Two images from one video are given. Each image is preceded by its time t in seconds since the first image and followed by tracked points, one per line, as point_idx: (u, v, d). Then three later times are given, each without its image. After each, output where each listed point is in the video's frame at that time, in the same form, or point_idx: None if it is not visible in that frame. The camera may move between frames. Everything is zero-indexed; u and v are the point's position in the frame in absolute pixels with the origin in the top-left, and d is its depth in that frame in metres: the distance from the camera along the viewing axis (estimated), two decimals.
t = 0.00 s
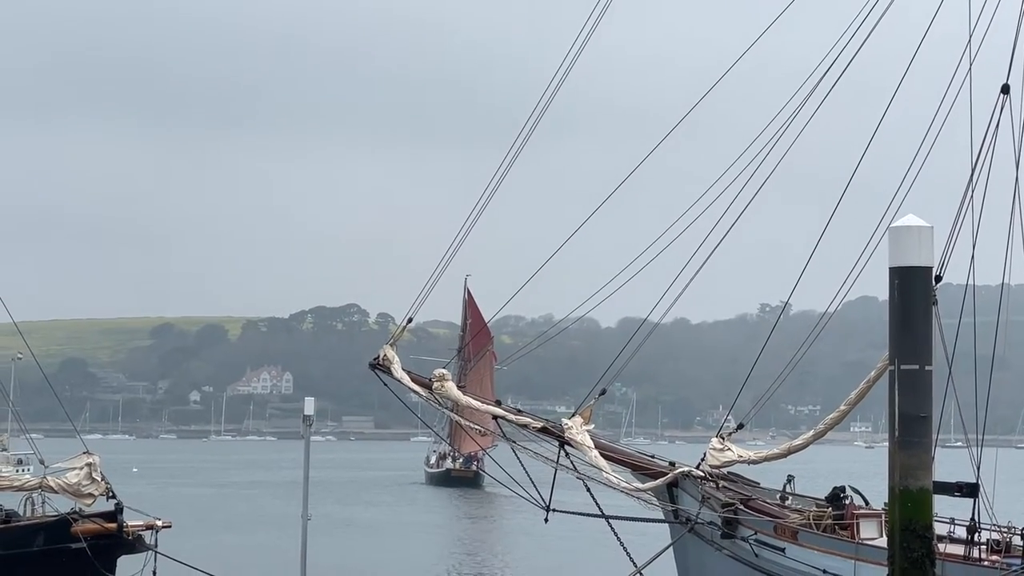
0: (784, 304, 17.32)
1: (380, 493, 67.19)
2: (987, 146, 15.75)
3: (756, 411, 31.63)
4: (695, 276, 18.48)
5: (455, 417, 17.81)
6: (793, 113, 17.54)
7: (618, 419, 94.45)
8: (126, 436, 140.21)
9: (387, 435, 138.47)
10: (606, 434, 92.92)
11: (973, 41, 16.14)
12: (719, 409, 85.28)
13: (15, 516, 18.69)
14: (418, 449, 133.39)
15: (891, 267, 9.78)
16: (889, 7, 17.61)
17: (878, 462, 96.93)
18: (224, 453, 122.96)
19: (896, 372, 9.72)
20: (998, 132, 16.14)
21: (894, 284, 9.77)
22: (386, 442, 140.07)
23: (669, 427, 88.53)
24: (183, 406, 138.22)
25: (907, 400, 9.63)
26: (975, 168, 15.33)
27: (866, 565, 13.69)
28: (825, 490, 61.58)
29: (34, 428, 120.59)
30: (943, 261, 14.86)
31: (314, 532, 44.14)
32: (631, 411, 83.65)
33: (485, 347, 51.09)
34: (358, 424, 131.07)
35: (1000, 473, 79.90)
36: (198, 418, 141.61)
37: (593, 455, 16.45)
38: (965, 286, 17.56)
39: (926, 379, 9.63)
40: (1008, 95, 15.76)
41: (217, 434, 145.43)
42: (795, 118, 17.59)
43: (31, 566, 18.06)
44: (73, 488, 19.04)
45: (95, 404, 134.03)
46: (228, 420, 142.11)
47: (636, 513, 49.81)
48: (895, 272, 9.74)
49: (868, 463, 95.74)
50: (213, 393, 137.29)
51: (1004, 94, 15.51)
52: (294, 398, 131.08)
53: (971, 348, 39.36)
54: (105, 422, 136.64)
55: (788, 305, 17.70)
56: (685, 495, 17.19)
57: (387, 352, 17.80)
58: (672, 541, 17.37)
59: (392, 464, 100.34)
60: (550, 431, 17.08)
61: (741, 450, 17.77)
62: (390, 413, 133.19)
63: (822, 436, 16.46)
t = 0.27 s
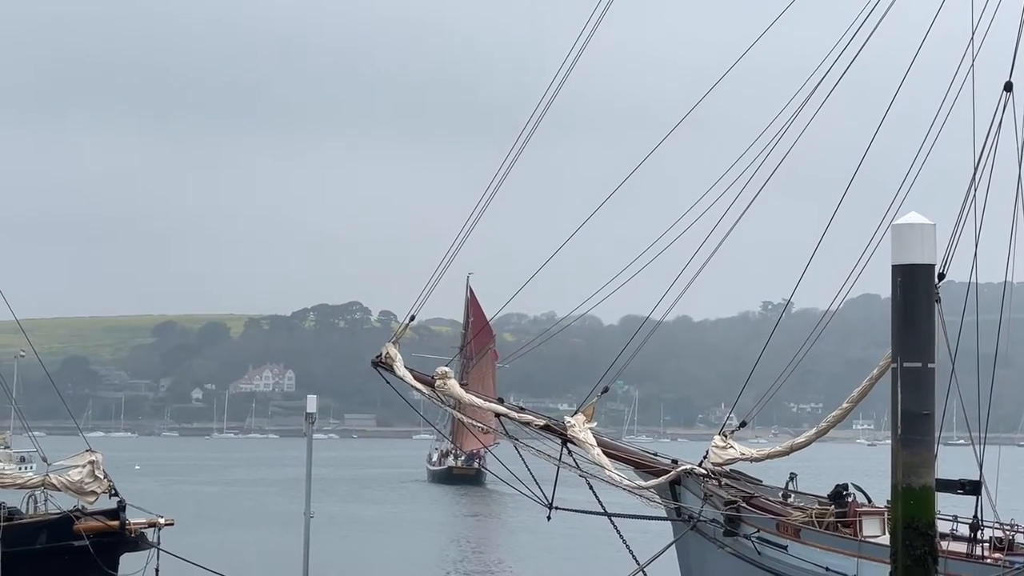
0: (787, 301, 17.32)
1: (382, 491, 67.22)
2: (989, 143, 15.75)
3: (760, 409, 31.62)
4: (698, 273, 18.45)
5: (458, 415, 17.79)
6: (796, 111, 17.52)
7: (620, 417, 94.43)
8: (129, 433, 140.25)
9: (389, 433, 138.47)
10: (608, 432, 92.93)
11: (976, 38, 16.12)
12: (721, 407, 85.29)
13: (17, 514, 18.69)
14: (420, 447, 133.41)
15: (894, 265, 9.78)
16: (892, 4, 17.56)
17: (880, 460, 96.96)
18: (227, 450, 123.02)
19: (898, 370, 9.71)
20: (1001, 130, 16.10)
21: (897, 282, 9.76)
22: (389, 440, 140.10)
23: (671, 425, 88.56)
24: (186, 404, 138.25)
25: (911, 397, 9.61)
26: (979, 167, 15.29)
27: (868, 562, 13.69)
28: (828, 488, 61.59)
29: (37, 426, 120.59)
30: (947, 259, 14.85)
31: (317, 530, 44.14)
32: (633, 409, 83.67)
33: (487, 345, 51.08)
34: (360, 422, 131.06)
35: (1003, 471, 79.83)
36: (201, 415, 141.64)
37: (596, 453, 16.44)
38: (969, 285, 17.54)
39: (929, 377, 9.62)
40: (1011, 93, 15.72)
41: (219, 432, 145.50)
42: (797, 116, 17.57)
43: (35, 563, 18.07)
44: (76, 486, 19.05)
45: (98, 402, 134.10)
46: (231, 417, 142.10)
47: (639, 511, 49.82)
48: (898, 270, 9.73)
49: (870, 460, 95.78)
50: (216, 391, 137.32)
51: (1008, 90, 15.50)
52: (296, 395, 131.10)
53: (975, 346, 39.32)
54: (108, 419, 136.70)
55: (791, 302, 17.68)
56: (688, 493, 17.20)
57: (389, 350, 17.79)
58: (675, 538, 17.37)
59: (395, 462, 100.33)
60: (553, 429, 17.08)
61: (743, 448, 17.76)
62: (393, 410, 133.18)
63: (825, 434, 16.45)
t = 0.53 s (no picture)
0: (790, 299, 17.26)
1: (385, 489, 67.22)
2: (993, 142, 15.70)
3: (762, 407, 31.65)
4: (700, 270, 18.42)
5: (460, 413, 17.78)
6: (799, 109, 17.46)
7: (622, 414, 94.43)
8: (131, 431, 140.26)
9: (391, 431, 138.47)
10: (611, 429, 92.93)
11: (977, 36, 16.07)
12: (723, 404, 85.33)
13: (19, 511, 18.70)
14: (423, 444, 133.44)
15: (896, 263, 9.76)
16: None
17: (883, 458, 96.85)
18: (229, 447, 123.08)
19: (901, 368, 9.70)
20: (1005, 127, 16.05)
21: (899, 281, 9.75)
22: (391, 437, 140.10)
23: (673, 423, 88.58)
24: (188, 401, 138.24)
25: (913, 395, 9.61)
26: (983, 165, 15.23)
27: (871, 561, 13.67)
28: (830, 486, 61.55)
29: (39, 423, 120.62)
30: (949, 257, 14.84)
31: (319, 527, 44.16)
32: (635, 406, 83.68)
33: (489, 343, 51.01)
34: (362, 419, 131.06)
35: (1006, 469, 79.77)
36: (203, 413, 141.64)
37: (598, 450, 16.44)
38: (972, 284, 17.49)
39: (931, 374, 9.62)
40: (1014, 90, 15.67)
41: (222, 429, 145.56)
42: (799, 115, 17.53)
43: (37, 561, 18.08)
44: (78, 484, 19.05)
45: (100, 399, 134.13)
46: (233, 415, 142.07)
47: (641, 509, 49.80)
48: (901, 268, 9.71)
49: (873, 458, 95.74)
50: (218, 389, 137.33)
51: (1010, 88, 15.45)
52: (298, 393, 131.11)
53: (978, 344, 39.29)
54: (110, 417, 136.71)
55: (794, 301, 17.64)
56: (691, 491, 17.18)
57: (392, 348, 17.78)
58: (677, 536, 17.37)
59: (398, 459, 100.34)
60: (555, 427, 17.08)
61: (747, 446, 17.73)
62: (395, 408, 133.17)
63: (828, 432, 16.41)
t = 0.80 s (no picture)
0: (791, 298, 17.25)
1: (387, 487, 67.22)
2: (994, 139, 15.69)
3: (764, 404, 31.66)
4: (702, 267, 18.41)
5: (462, 411, 17.78)
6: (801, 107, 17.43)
7: (625, 412, 94.42)
8: (133, 429, 140.29)
9: (393, 429, 138.49)
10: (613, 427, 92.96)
11: (980, 33, 16.05)
12: (725, 402, 85.35)
13: (22, 510, 18.71)
14: (424, 442, 133.54)
15: (898, 261, 9.74)
16: None
17: (885, 455, 96.83)
18: (231, 446, 123.16)
19: (902, 366, 9.69)
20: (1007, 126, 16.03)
21: (901, 279, 9.74)
22: (393, 435, 140.20)
23: (676, 420, 88.58)
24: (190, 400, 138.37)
25: (915, 392, 9.59)
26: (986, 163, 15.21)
27: (874, 558, 13.66)
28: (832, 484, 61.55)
29: (41, 422, 120.65)
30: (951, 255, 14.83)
31: (321, 526, 44.18)
32: (637, 404, 83.70)
33: (490, 341, 50.89)
34: (364, 417, 131.06)
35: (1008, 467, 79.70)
36: (205, 411, 141.65)
37: (600, 448, 16.43)
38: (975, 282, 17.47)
39: (934, 372, 9.61)
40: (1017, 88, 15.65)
41: (224, 427, 145.70)
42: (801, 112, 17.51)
43: (39, 559, 18.10)
44: (80, 482, 19.06)
45: (102, 398, 134.16)
46: (235, 413, 142.10)
47: (644, 507, 49.81)
48: (902, 266, 9.70)
49: (875, 456, 95.75)
50: (220, 387, 137.34)
51: (1012, 86, 15.44)
52: (300, 391, 131.11)
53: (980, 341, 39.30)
54: (112, 415, 136.74)
55: (796, 299, 17.62)
56: (693, 489, 17.18)
57: (394, 346, 17.79)
58: (680, 534, 17.36)
59: (400, 457, 100.40)
60: (556, 425, 17.07)
61: (749, 444, 17.73)
62: (396, 406, 133.16)
63: (830, 430, 16.40)
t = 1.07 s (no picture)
0: (794, 296, 17.24)
1: (389, 485, 67.23)
2: (996, 139, 15.69)
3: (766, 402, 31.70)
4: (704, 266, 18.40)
5: (463, 410, 17.77)
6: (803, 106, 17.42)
7: (627, 411, 94.43)
8: (135, 428, 140.38)
9: (395, 428, 138.55)
10: (615, 426, 92.99)
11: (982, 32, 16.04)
12: (727, 401, 85.33)
13: (24, 508, 18.72)
14: (426, 441, 133.57)
15: (900, 259, 9.73)
16: None
17: (887, 454, 96.80)
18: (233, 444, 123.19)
19: (905, 364, 9.67)
20: (1008, 123, 16.00)
21: (903, 276, 9.71)
22: (394, 434, 140.23)
23: (678, 419, 88.54)
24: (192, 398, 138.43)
25: (917, 389, 9.58)
26: (987, 159, 15.19)
27: (875, 557, 13.66)
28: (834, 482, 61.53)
29: (43, 420, 120.76)
30: (953, 254, 14.81)
31: (324, 524, 44.22)
32: (640, 402, 83.70)
33: (491, 340, 50.83)
34: (365, 416, 131.11)
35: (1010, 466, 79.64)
36: (207, 410, 141.77)
37: (602, 447, 16.43)
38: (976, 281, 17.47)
39: (936, 371, 9.60)
40: (1018, 87, 15.63)
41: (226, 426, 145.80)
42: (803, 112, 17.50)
43: (41, 558, 18.11)
44: (82, 481, 19.06)
45: (104, 397, 134.23)
46: (237, 412, 142.19)
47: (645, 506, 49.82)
48: (904, 264, 9.68)
49: (877, 454, 95.72)
50: (222, 385, 137.44)
51: (1014, 84, 15.42)
52: (302, 389, 131.14)
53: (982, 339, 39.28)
54: (114, 414, 136.82)
55: (798, 297, 17.61)
56: (695, 488, 17.18)
57: (396, 344, 17.78)
58: (682, 532, 17.35)
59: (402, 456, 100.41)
60: (559, 423, 17.06)
61: (750, 442, 17.72)
62: (398, 404, 133.19)
63: (833, 428, 16.38)
